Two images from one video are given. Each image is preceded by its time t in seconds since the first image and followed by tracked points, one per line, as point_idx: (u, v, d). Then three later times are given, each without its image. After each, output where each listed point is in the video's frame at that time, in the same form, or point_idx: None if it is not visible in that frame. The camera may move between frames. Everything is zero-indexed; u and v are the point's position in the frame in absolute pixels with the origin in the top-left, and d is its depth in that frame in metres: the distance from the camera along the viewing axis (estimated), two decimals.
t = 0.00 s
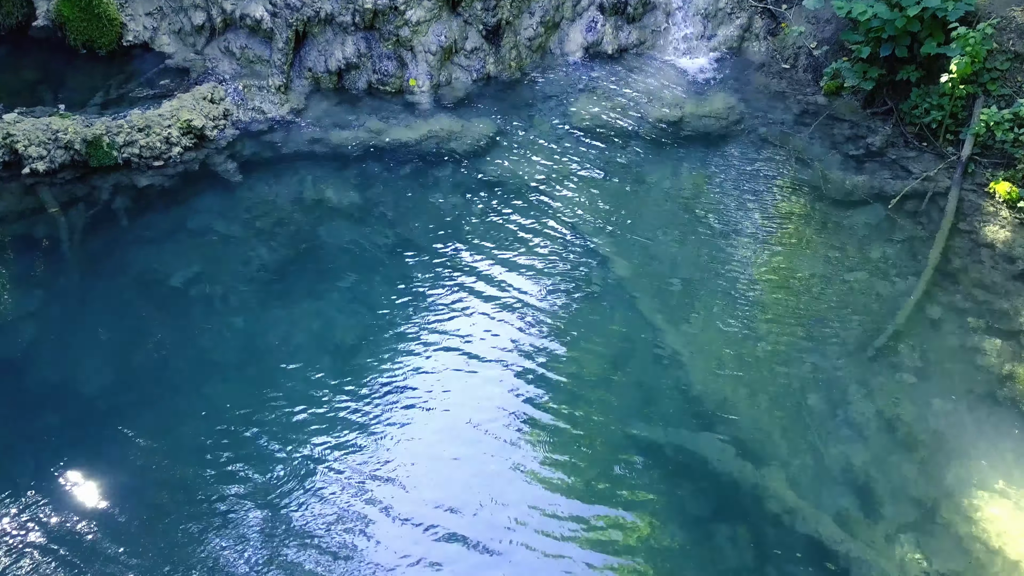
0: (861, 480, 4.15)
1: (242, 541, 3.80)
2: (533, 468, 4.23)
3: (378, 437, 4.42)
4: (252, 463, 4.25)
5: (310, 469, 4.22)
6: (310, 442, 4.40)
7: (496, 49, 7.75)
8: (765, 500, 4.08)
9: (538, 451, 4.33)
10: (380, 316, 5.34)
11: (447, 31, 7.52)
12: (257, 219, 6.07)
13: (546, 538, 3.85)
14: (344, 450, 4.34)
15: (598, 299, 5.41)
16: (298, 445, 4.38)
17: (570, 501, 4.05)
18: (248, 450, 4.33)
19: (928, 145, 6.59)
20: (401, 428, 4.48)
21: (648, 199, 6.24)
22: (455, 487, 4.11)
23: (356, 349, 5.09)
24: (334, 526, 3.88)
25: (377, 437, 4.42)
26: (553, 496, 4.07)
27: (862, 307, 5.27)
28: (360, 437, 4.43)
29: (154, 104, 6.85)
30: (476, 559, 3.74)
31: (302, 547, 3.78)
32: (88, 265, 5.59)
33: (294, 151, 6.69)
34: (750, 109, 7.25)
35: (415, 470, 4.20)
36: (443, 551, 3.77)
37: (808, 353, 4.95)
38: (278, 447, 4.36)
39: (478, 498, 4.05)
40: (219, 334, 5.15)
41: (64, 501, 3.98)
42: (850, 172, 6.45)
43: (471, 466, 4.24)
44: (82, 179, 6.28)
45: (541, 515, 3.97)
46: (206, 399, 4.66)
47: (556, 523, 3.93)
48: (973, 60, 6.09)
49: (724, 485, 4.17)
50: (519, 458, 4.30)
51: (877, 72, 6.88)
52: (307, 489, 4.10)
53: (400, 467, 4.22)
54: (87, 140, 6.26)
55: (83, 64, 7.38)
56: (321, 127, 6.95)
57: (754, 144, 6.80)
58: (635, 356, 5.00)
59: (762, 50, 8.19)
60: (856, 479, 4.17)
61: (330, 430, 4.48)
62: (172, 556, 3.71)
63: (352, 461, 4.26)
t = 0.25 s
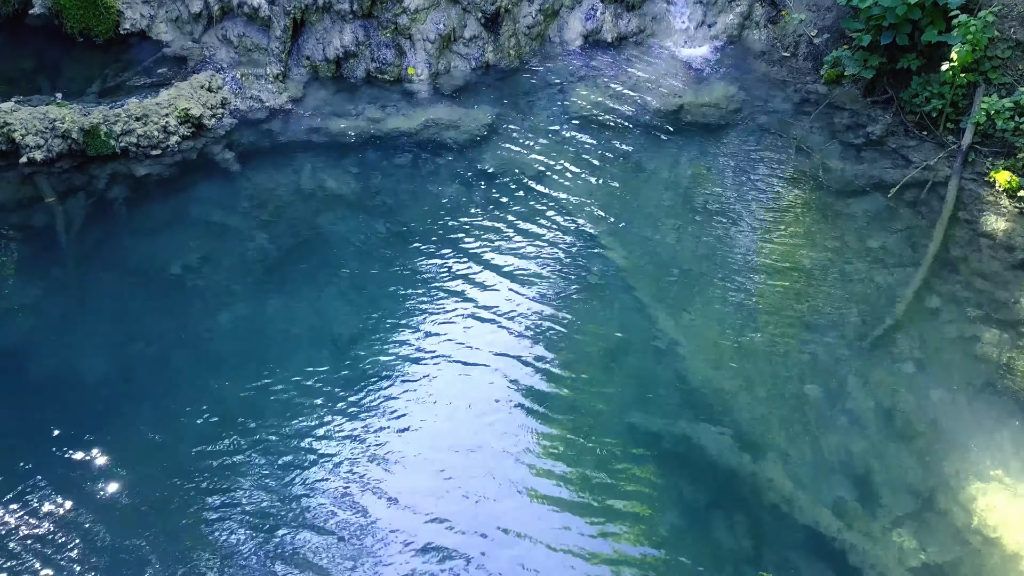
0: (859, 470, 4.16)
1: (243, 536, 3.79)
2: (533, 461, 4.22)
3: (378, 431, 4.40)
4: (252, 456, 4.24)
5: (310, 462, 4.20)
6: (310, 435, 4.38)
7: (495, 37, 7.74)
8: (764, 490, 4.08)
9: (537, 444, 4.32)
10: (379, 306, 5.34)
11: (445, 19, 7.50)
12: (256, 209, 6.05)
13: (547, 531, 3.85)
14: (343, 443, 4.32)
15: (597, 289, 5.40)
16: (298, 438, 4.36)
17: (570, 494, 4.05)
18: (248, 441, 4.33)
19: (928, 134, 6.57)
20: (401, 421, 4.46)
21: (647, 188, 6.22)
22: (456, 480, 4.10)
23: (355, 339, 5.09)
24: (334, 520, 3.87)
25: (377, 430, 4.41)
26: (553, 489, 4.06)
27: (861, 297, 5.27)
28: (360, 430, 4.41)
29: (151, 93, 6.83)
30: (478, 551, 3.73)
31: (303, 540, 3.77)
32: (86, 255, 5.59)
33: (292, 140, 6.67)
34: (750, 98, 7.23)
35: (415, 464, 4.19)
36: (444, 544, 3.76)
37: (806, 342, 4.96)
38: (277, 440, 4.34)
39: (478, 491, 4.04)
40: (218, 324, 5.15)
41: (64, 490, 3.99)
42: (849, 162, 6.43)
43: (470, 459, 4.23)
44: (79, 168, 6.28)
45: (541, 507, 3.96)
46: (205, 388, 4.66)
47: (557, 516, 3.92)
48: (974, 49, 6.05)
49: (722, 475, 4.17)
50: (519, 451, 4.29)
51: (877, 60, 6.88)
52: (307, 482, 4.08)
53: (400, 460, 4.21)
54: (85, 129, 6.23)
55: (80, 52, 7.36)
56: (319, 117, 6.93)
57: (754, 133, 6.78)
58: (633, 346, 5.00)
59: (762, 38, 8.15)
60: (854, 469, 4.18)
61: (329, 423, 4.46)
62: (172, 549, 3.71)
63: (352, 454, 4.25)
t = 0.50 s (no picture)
0: (858, 468, 4.17)
1: (243, 536, 3.78)
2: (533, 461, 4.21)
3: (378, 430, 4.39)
4: (251, 457, 4.22)
5: (310, 462, 4.19)
6: (310, 435, 4.37)
7: (494, 34, 7.73)
8: (763, 488, 4.08)
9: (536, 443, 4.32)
10: (379, 304, 5.34)
11: (445, 16, 7.49)
12: (255, 207, 6.04)
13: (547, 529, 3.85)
14: (343, 443, 4.31)
15: (596, 287, 5.40)
16: (298, 438, 4.35)
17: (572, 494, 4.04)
18: (248, 439, 4.33)
19: (928, 132, 6.57)
20: (400, 421, 4.45)
21: (647, 186, 6.22)
22: (456, 480, 4.09)
23: (354, 336, 5.09)
24: (334, 519, 3.86)
25: (377, 429, 4.40)
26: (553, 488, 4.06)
27: (860, 294, 5.27)
28: (359, 430, 4.39)
29: (150, 91, 6.82)
30: (478, 551, 3.73)
31: (303, 540, 3.76)
32: (85, 253, 5.59)
33: (291, 138, 6.67)
34: (749, 95, 7.22)
35: (415, 463, 4.18)
36: (444, 544, 3.75)
37: (805, 340, 4.96)
38: (277, 439, 4.34)
39: (479, 491, 4.03)
40: (217, 321, 5.15)
41: (64, 489, 3.99)
42: (849, 159, 6.43)
43: (470, 459, 4.22)
44: (78, 166, 6.27)
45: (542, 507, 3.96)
46: (204, 386, 4.67)
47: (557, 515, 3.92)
48: (974, 46, 6.05)
49: (721, 473, 4.17)
50: (519, 448, 4.29)
51: (877, 58, 6.87)
52: (307, 482, 4.07)
53: (399, 460, 4.20)
54: (84, 127, 6.22)
55: (80, 50, 7.35)
56: (318, 114, 6.92)
57: (754, 130, 6.78)
58: (633, 344, 5.00)
59: (762, 35, 8.14)
60: (853, 467, 4.18)
61: (330, 422, 4.45)
62: (172, 548, 3.71)
63: (352, 454, 4.24)
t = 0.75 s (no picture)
0: (858, 467, 4.17)
1: (243, 535, 3.78)
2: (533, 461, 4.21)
3: (378, 430, 4.39)
4: (252, 456, 4.23)
5: (310, 461, 4.19)
6: (310, 434, 4.37)
7: (494, 34, 7.73)
8: (762, 488, 4.08)
9: (537, 444, 4.31)
10: (378, 303, 5.34)
11: (444, 16, 7.48)
12: (255, 207, 6.04)
13: (547, 529, 3.84)
14: (344, 442, 4.31)
15: (596, 287, 5.39)
16: (299, 437, 4.35)
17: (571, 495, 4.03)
18: (248, 438, 4.34)
19: (928, 132, 6.57)
20: (401, 421, 4.45)
21: (646, 185, 6.22)
22: (456, 480, 4.09)
23: (354, 336, 5.09)
24: (335, 518, 3.86)
25: (377, 429, 4.40)
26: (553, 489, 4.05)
27: (859, 294, 5.27)
28: (359, 429, 4.40)
29: (150, 90, 6.82)
30: (478, 551, 3.73)
31: (303, 539, 3.76)
32: (85, 252, 5.59)
33: (291, 138, 6.67)
34: (749, 95, 7.22)
35: (415, 463, 4.17)
36: (444, 544, 3.75)
37: (805, 340, 4.96)
38: (277, 438, 4.34)
39: (479, 490, 4.04)
40: (216, 321, 5.15)
41: (64, 489, 3.99)
42: (849, 159, 6.43)
43: (470, 459, 4.22)
44: (78, 165, 6.27)
45: (541, 508, 3.95)
46: (203, 386, 4.66)
47: (557, 515, 3.92)
48: (973, 46, 6.05)
49: (721, 473, 4.17)
50: (519, 447, 4.29)
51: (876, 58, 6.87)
52: (308, 481, 4.07)
53: (400, 460, 4.19)
54: (83, 127, 6.22)
55: (79, 49, 7.35)
56: (318, 114, 6.92)
57: (753, 130, 6.78)
58: (632, 343, 5.00)
59: (762, 35, 8.14)
60: (853, 467, 4.18)
61: (330, 422, 4.45)
62: (172, 548, 3.71)
63: (352, 454, 4.24)
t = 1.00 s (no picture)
0: (857, 466, 4.16)
1: (241, 536, 3.77)
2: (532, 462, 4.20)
3: (377, 430, 4.38)
4: (252, 454, 4.23)
5: (309, 462, 4.18)
6: (309, 435, 4.36)
7: (494, 33, 7.72)
8: (762, 487, 4.07)
9: (536, 445, 4.30)
10: (378, 303, 5.33)
11: (444, 15, 7.48)
12: (254, 206, 6.04)
13: (546, 531, 3.83)
14: (343, 443, 4.30)
15: (596, 286, 5.39)
16: (298, 437, 4.34)
17: (571, 495, 4.02)
18: (249, 436, 4.34)
19: (928, 131, 6.57)
20: (400, 421, 4.44)
21: (646, 185, 6.21)
22: (456, 478, 4.09)
23: (354, 335, 5.08)
24: (335, 515, 3.87)
25: (377, 428, 4.40)
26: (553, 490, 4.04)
27: (859, 293, 5.26)
28: (359, 427, 4.40)
29: (149, 90, 6.81)
30: (477, 550, 3.72)
31: (303, 538, 3.76)
32: (84, 251, 5.58)
33: (291, 137, 6.66)
34: (749, 94, 7.22)
35: (415, 461, 4.18)
36: (444, 542, 3.75)
37: (804, 338, 4.95)
38: (277, 436, 4.34)
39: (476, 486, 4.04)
40: (216, 321, 5.14)
41: (63, 488, 3.98)
42: (849, 158, 6.42)
43: (470, 460, 4.20)
44: (77, 165, 6.26)
45: (540, 506, 3.95)
46: (203, 385, 4.66)
47: (556, 517, 3.90)
48: (973, 45, 6.04)
49: (721, 472, 4.17)
50: (520, 446, 4.29)
51: (877, 57, 6.87)
52: (306, 481, 4.06)
53: (400, 458, 4.20)
54: (83, 126, 6.22)
55: (78, 49, 7.35)
56: (317, 114, 6.91)
57: (753, 129, 6.77)
58: (632, 343, 5.00)
59: (762, 34, 8.14)
60: (853, 466, 4.17)
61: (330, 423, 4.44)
62: (171, 546, 3.71)
63: (351, 454, 4.22)
